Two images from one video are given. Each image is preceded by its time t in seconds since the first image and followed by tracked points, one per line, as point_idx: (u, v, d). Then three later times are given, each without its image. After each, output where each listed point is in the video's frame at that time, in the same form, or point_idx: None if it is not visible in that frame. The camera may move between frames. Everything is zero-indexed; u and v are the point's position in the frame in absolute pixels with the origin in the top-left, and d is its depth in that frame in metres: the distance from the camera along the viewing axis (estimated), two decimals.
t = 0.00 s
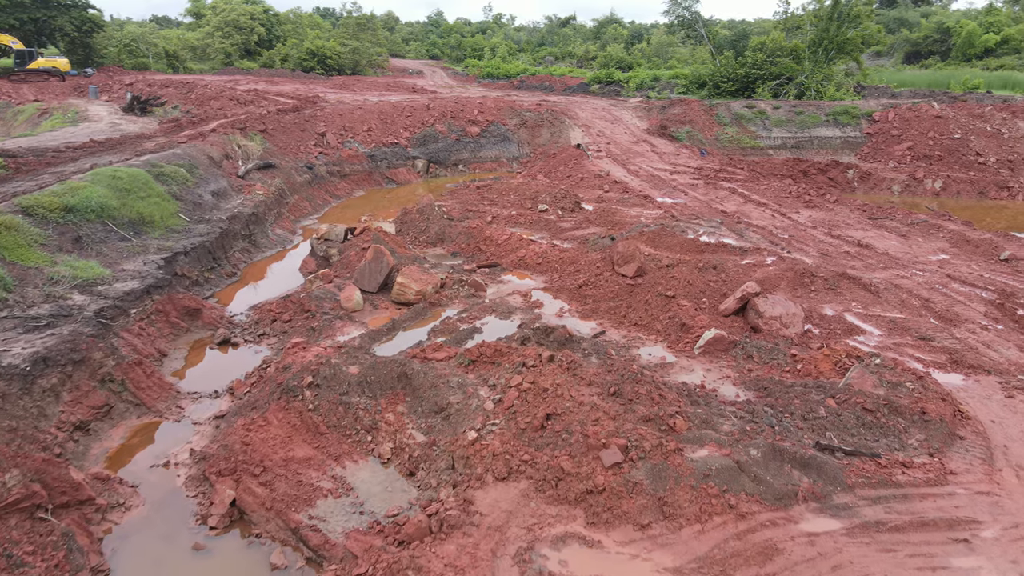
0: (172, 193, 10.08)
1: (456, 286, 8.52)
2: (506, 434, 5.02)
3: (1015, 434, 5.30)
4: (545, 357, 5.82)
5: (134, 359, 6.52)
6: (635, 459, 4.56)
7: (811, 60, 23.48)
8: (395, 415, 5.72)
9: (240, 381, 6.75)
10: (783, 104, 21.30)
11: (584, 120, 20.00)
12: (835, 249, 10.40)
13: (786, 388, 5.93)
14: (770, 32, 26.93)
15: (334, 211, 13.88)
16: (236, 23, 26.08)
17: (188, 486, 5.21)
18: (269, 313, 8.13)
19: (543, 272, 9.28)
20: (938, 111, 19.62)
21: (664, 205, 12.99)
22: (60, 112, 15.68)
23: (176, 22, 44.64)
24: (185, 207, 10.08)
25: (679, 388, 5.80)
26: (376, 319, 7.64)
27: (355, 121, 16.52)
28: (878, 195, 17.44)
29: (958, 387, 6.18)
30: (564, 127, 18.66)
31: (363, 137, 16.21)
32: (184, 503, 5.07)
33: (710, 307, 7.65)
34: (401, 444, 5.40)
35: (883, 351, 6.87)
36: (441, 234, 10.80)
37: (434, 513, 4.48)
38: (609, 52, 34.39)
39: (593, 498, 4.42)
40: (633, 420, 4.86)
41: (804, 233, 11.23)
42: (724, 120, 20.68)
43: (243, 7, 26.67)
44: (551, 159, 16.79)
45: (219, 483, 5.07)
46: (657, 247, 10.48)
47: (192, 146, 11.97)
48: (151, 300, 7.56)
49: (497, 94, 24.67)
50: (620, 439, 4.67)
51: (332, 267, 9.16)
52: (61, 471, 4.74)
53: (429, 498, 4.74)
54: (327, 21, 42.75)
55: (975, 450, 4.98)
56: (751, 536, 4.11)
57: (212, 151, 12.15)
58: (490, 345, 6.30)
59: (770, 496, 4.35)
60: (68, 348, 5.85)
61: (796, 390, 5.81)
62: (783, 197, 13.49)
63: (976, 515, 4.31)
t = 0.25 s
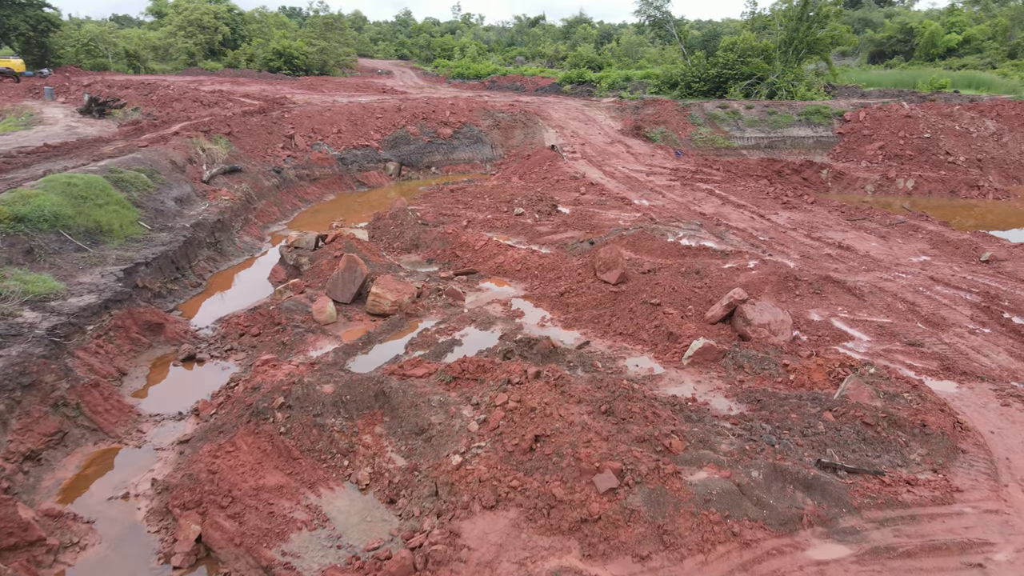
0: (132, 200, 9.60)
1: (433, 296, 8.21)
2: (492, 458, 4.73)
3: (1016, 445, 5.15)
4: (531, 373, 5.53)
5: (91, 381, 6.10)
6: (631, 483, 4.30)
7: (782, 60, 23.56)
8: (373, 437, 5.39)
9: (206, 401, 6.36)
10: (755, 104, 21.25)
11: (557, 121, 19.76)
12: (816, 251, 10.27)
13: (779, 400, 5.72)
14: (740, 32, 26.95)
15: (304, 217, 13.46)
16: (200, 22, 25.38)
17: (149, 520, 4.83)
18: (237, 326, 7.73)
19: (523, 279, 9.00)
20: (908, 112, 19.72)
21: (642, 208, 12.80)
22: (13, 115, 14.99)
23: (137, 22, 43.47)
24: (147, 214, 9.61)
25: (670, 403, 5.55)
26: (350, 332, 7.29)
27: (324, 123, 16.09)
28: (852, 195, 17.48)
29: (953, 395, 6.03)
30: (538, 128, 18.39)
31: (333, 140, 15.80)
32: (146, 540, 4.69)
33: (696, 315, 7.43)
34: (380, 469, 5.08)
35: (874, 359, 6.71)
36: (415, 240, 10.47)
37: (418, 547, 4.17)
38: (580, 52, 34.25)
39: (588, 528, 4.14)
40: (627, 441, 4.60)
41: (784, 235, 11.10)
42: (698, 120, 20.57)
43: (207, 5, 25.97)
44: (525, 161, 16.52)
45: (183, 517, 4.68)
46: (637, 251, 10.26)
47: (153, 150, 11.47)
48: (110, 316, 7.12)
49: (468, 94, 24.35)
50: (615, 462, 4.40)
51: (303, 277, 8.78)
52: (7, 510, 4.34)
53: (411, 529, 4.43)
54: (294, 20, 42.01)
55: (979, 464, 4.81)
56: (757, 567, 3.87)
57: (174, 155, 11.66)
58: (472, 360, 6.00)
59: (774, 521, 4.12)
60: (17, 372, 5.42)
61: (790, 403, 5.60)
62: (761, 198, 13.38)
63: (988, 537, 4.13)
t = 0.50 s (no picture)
0: (84, 209, 9.08)
1: (407, 306, 7.87)
2: (476, 485, 4.44)
3: (1013, 456, 5.02)
4: (514, 390, 5.24)
5: (38, 408, 5.65)
6: (625, 511, 4.05)
7: (748, 60, 23.65)
8: (347, 463, 5.05)
9: (166, 425, 5.94)
10: (724, 104, 21.24)
11: (526, 122, 19.51)
12: (793, 253, 10.17)
13: (771, 413, 5.52)
14: (705, 32, 26.96)
15: (268, 223, 13.02)
16: (156, 21, 24.59)
17: (103, 562, 4.41)
18: (198, 342, 7.31)
19: (498, 287, 8.71)
20: (873, 112, 19.89)
21: (616, 210, 12.60)
22: None
23: (92, 20, 42.17)
24: (100, 223, 9.10)
25: (660, 420, 5.31)
26: (320, 347, 6.93)
27: (287, 125, 15.61)
28: (822, 194, 17.53)
29: (944, 403, 5.89)
30: (507, 129, 18.10)
31: (298, 143, 15.35)
32: None
33: (679, 323, 7.22)
34: (356, 498, 4.74)
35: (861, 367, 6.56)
36: (386, 247, 10.12)
37: None
38: (546, 52, 34.10)
39: (582, 561, 3.86)
40: (619, 465, 4.36)
41: (760, 237, 10.99)
42: (667, 120, 20.46)
43: (163, 4, 25.17)
44: (495, 163, 16.23)
45: (140, 559, 4.23)
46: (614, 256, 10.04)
47: (107, 155, 10.93)
48: (59, 334, 6.65)
49: (435, 95, 23.98)
50: (608, 489, 4.15)
51: (268, 288, 8.37)
52: None
53: (391, 566, 4.11)
54: (255, 20, 41.10)
55: (979, 479, 4.66)
56: None
57: (130, 160, 11.13)
58: (450, 377, 5.69)
59: (777, 549, 3.89)
60: None
61: (783, 415, 5.40)
62: (735, 200, 13.28)
63: (997, 558, 3.96)
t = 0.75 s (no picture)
0: (29, 219, 8.55)
1: (377, 318, 7.53)
2: (459, 515, 4.14)
3: (1008, 467, 4.90)
4: (496, 412, 4.98)
5: None
6: (620, 542, 3.78)
7: (712, 60, 23.76)
8: (318, 493, 4.70)
9: (120, 454, 5.51)
10: (690, 104, 21.20)
11: (493, 123, 19.22)
12: (769, 256, 10.05)
13: (761, 426, 5.32)
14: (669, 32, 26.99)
15: (228, 230, 12.52)
16: (107, 20, 23.71)
17: None
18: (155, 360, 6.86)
19: (472, 295, 8.42)
20: (837, 111, 20.08)
21: (588, 213, 12.39)
22: None
23: (40, 20, 40.69)
24: (47, 234, 8.57)
25: (648, 438, 5.07)
26: (286, 365, 6.55)
27: (247, 128, 15.08)
28: (789, 194, 17.58)
29: (933, 411, 5.76)
30: (474, 131, 17.79)
31: (258, 146, 14.84)
32: None
33: (660, 332, 7.01)
34: (329, 532, 4.38)
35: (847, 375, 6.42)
36: (353, 254, 9.75)
37: None
38: (509, 51, 33.84)
39: None
40: (612, 491, 4.11)
41: (734, 239, 10.87)
42: (634, 120, 20.28)
43: (114, 3, 24.28)
44: (462, 165, 15.91)
45: None
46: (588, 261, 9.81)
47: (54, 161, 10.35)
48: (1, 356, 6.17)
49: (399, 96, 23.54)
50: (601, 518, 3.89)
51: (229, 301, 7.96)
52: None
53: None
54: (211, 19, 40.06)
55: (978, 493, 4.51)
56: None
57: (79, 166, 10.57)
58: (427, 396, 5.39)
59: None
60: None
61: (774, 429, 5.21)
62: (706, 201, 13.17)
63: None
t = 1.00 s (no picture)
0: None
1: (346, 332, 7.17)
2: (442, 550, 3.83)
3: (1004, 478, 4.77)
4: (478, 435, 4.69)
5: None
6: None
7: (677, 60, 23.67)
8: (287, 527, 4.33)
9: (68, 487, 5.07)
10: (656, 104, 21.11)
11: (459, 124, 18.89)
12: (744, 259, 9.94)
13: (753, 442, 5.12)
14: (633, 31, 26.93)
15: (186, 237, 12.01)
16: (54, 19, 22.78)
17: None
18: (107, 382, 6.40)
19: (444, 305, 8.11)
20: (801, 111, 20.23)
21: (559, 217, 12.17)
22: None
23: None
24: None
25: (638, 459, 4.84)
26: (250, 384, 6.15)
27: (204, 131, 14.54)
28: (757, 194, 17.60)
29: (923, 420, 5.63)
30: (440, 132, 17.45)
31: (216, 149, 14.30)
32: None
33: (642, 342, 6.79)
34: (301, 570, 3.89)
35: (833, 384, 6.27)
36: (318, 263, 9.36)
37: None
38: (472, 51, 33.51)
39: None
40: (606, 521, 3.85)
41: (709, 242, 10.73)
42: (602, 121, 20.12)
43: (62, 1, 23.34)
44: (429, 168, 15.56)
45: None
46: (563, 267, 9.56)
47: None
48: None
49: (362, 96, 23.05)
50: (596, 551, 3.62)
51: (187, 315, 7.52)
52: None
53: None
54: (165, 18, 38.94)
55: (979, 509, 4.37)
56: None
57: (23, 173, 9.98)
58: (404, 419, 5.07)
59: None
60: None
61: (766, 445, 5.01)
62: (677, 202, 13.03)
63: None
